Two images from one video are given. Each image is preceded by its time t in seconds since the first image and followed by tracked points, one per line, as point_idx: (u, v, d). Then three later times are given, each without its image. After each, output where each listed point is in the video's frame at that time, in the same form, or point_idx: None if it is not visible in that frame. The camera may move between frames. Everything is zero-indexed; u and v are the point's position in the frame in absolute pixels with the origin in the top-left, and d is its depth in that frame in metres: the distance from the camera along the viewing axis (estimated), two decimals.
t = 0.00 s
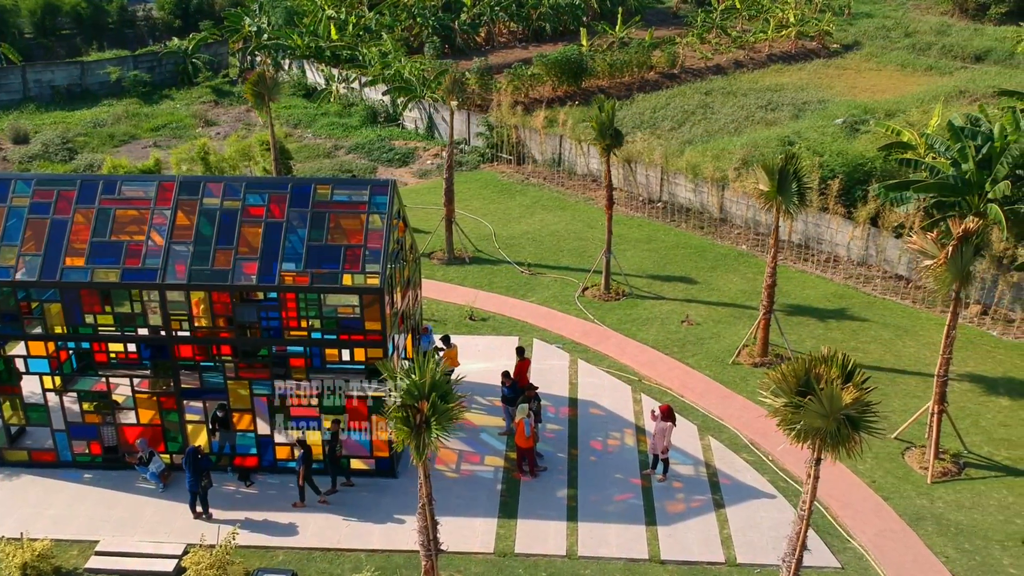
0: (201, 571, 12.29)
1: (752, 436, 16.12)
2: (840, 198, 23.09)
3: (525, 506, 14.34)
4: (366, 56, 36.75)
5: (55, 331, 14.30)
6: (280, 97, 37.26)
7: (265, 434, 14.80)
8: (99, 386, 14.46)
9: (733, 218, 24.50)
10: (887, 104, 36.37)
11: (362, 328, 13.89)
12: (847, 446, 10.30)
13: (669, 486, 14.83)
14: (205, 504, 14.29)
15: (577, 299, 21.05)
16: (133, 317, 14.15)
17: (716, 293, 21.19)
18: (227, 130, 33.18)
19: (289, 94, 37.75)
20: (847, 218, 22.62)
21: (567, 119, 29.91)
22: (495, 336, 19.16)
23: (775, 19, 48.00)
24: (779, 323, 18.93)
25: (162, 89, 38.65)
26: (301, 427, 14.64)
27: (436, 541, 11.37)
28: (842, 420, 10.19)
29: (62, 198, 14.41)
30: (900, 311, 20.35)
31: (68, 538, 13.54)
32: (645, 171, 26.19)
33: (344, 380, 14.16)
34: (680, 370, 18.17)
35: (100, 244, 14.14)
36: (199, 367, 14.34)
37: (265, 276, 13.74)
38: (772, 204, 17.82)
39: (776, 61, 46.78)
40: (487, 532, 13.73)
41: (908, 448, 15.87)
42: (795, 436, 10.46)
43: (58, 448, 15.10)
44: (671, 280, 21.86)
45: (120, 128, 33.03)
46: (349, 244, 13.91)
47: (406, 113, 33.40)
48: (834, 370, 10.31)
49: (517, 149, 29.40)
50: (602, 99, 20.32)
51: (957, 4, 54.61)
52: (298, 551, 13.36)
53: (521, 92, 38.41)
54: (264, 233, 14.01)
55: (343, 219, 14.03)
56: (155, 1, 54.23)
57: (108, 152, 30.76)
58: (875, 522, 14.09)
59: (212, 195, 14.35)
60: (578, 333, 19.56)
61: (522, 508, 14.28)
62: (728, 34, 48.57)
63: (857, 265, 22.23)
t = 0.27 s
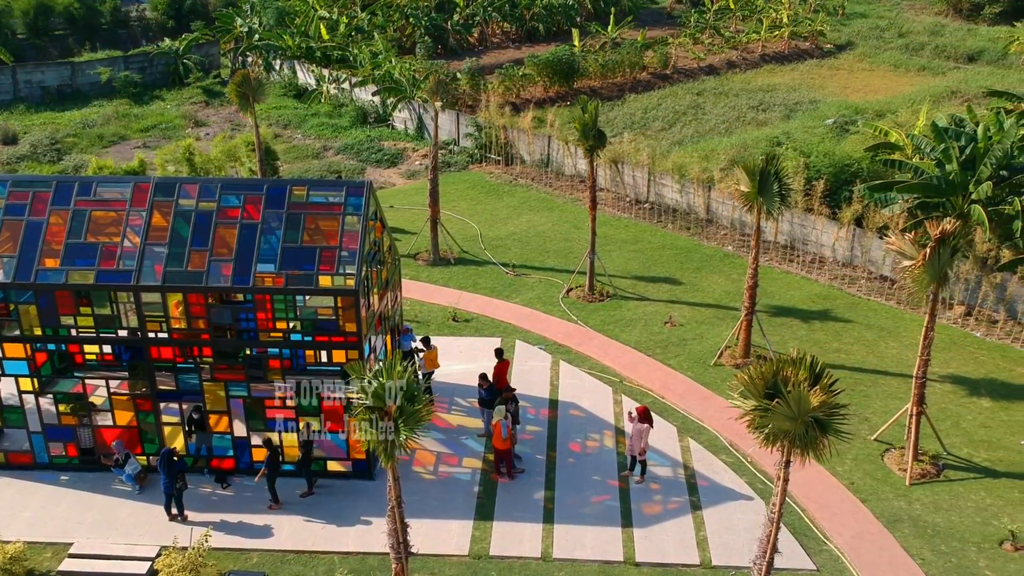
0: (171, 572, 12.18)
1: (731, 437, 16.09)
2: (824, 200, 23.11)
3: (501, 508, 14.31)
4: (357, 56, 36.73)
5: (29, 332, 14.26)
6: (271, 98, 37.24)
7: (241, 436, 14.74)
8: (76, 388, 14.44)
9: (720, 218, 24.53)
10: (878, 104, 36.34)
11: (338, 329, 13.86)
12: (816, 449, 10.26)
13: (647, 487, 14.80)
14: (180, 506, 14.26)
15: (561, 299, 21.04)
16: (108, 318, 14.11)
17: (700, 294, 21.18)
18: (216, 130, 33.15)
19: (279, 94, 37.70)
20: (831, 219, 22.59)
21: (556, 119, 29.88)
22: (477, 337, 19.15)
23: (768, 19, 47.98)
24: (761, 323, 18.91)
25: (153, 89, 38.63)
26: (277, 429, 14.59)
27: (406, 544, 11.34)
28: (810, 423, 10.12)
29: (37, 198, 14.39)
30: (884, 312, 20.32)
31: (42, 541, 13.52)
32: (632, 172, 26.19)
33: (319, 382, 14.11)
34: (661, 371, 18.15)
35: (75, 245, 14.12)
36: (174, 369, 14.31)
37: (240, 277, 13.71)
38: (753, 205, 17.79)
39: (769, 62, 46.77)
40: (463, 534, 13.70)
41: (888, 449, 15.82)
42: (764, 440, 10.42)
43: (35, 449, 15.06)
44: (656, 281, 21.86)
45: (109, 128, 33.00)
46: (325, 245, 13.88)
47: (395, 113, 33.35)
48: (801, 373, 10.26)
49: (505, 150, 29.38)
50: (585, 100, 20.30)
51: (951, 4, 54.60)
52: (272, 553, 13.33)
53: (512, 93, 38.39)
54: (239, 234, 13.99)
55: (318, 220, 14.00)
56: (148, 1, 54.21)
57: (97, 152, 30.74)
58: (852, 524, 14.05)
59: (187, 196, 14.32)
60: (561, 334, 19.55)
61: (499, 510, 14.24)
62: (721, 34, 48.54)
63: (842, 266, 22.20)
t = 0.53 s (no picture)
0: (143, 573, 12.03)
1: (710, 438, 16.05)
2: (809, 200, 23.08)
3: (478, 509, 14.26)
4: (347, 56, 36.69)
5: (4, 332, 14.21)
6: (261, 98, 37.19)
7: (217, 436, 14.67)
8: (52, 388, 14.39)
9: (707, 218, 24.52)
10: (869, 104, 36.29)
11: (313, 329, 13.81)
12: (785, 450, 10.21)
13: (625, 488, 14.76)
14: (156, 507, 14.21)
15: (545, 299, 21.00)
16: (83, 318, 14.06)
17: (684, 294, 21.15)
18: (206, 130, 33.10)
19: (270, 94, 37.62)
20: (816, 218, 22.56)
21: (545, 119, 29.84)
22: (460, 337, 19.11)
23: (762, 19, 47.93)
24: (743, 323, 18.88)
25: (144, 89, 38.57)
26: (253, 429, 14.53)
27: (377, 545, 11.29)
28: (778, 423, 10.11)
29: (12, 198, 14.36)
30: (868, 312, 20.27)
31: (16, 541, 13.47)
32: (619, 171, 26.17)
33: (294, 382, 14.05)
34: (644, 371, 18.10)
35: (49, 245, 14.08)
36: (149, 370, 14.24)
37: (214, 277, 13.67)
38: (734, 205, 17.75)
39: (762, 62, 46.72)
40: (438, 535, 13.66)
41: (868, 449, 15.76)
42: (733, 441, 10.38)
43: (11, 450, 15.00)
44: (640, 281, 21.83)
45: (99, 128, 32.94)
46: (300, 245, 13.84)
47: (385, 113, 33.28)
48: (770, 373, 10.22)
49: (494, 149, 29.32)
50: (569, 99, 20.27)
51: (945, 4, 54.54)
52: (246, 553, 13.28)
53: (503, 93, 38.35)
54: (214, 234, 13.94)
55: (293, 220, 13.97)
56: (141, 1, 54.15)
57: (85, 152, 30.67)
58: (829, 525, 14.02)
59: (162, 196, 14.28)
60: (544, 334, 19.51)
61: (475, 511, 14.20)
62: (714, 34, 48.48)
63: (828, 266, 22.14)
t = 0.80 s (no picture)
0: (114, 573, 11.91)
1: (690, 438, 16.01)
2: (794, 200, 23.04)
3: (454, 509, 14.22)
4: (338, 55, 36.65)
5: None
6: (252, 97, 37.14)
7: (194, 436, 14.64)
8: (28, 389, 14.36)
9: (694, 218, 24.50)
10: (861, 104, 36.25)
11: (289, 329, 13.78)
12: (754, 450, 10.17)
13: (602, 488, 14.73)
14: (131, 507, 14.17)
15: (529, 300, 20.96)
16: (58, 318, 14.02)
17: (669, 294, 21.12)
18: (195, 130, 33.06)
19: (260, 94, 37.57)
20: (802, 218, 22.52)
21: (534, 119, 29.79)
22: (442, 337, 19.08)
23: (755, 18, 47.88)
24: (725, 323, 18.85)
25: (135, 89, 38.52)
26: (230, 429, 14.50)
27: (346, 544, 11.25)
28: (747, 423, 10.07)
29: None
30: (852, 312, 20.23)
31: None
32: (606, 171, 26.14)
33: (270, 382, 14.01)
34: (626, 371, 18.04)
35: (25, 244, 14.05)
36: (125, 369, 14.20)
37: (189, 276, 13.64)
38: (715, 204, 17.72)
39: (755, 62, 46.68)
40: (414, 535, 13.62)
41: (847, 450, 15.72)
42: (702, 441, 10.34)
43: None
44: (625, 281, 21.80)
45: (88, 128, 32.89)
46: (275, 245, 13.81)
47: (375, 113, 33.23)
48: (738, 373, 10.18)
49: (482, 149, 29.29)
50: (552, 99, 20.25)
51: (940, 4, 54.49)
52: (220, 554, 13.24)
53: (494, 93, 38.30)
54: (190, 233, 13.92)
55: (268, 219, 13.94)
56: (135, 1, 54.09)
57: (74, 152, 30.63)
58: (806, 526, 13.96)
59: (139, 195, 14.27)
60: (527, 334, 19.48)
61: (452, 511, 14.16)
62: (708, 33, 48.42)
63: (814, 265, 22.10)
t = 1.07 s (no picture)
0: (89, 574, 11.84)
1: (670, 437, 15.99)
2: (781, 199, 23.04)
3: (432, 509, 14.20)
4: (329, 55, 36.61)
5: None
6: (243, 97, 37.12)
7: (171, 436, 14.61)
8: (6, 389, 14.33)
9: (680, 218, 24.48)
10: (852, 104, 36.21)
11: (265, 328, 13.75)
12: (724, 449, 10.16)
13: (581, 488, 14.70)
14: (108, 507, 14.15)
15: (514, 299, 20.93)
16: (35, 317, 13.99)
17: (654, 294, 21.10)
18: (186, 129, 33.03)
19: (252, 93, 37.53)
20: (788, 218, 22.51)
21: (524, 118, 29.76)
22: (426, 337, 19.06)
23: (748, 18, 47.85)
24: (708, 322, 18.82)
25: (126, 89, 38.48)
26: (208, 429, 14.48)
27: (318, 544, 11.21)
28: (717, 422, 10.05)
29: None
30: (836, 312, 20.21)
31: None
32: (594, 171, 26.12)
33: (247, 382, 13.98)
34: (608, 371, 18.01)
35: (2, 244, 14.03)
36: (102, 369, 14.17)
37: (166, 275, 13.62)
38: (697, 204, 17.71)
39: (749, 61, 46.65)
40: (390, 535, 13.59)
41: (828, 449, 15.70)
42: (673, 440, 10.32)
43: None
44: (611, 281, 21.78)
45: (78, 128, 32.86)
46: (251, 244, 13.79)
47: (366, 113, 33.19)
48: (707, 372, 10.17)
49: (471, 149, 29.26)
50: (537, 99, 20.24)
51: (934, 4, 54.44)
52: (196, 554, 13.22)
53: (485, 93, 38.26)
54: (166, 232, 13.89)
55: (245, 218, 13.91)
56: (129, 1, 54.04)
57: (63, 151, 30.58)
58: (783, 526, 13.94)
59: (115, 195, 14.25)
60: (511, 334, 19.45)
61: (429, 511, 14.13)
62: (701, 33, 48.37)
63: (800, 265, 22.07)
